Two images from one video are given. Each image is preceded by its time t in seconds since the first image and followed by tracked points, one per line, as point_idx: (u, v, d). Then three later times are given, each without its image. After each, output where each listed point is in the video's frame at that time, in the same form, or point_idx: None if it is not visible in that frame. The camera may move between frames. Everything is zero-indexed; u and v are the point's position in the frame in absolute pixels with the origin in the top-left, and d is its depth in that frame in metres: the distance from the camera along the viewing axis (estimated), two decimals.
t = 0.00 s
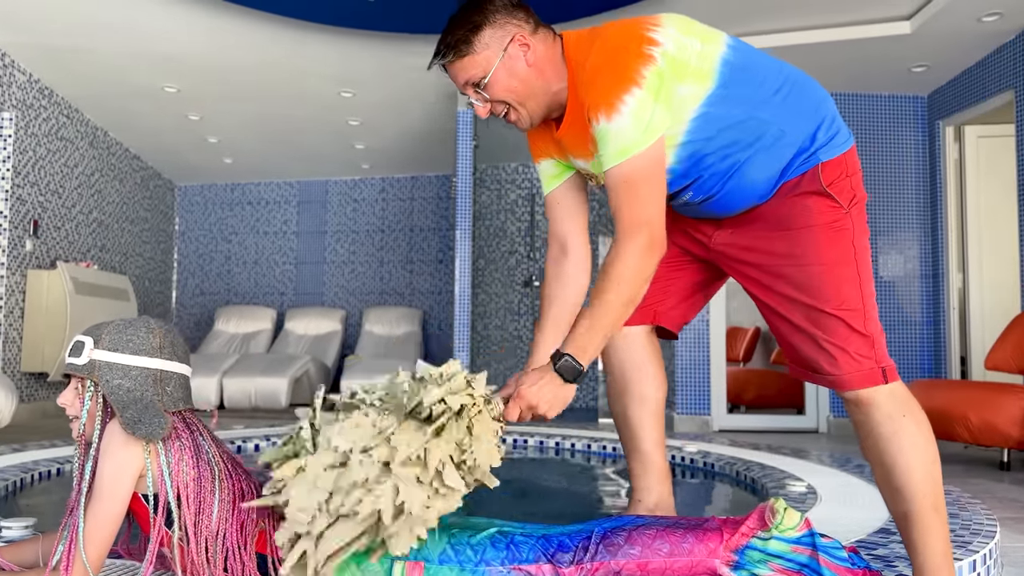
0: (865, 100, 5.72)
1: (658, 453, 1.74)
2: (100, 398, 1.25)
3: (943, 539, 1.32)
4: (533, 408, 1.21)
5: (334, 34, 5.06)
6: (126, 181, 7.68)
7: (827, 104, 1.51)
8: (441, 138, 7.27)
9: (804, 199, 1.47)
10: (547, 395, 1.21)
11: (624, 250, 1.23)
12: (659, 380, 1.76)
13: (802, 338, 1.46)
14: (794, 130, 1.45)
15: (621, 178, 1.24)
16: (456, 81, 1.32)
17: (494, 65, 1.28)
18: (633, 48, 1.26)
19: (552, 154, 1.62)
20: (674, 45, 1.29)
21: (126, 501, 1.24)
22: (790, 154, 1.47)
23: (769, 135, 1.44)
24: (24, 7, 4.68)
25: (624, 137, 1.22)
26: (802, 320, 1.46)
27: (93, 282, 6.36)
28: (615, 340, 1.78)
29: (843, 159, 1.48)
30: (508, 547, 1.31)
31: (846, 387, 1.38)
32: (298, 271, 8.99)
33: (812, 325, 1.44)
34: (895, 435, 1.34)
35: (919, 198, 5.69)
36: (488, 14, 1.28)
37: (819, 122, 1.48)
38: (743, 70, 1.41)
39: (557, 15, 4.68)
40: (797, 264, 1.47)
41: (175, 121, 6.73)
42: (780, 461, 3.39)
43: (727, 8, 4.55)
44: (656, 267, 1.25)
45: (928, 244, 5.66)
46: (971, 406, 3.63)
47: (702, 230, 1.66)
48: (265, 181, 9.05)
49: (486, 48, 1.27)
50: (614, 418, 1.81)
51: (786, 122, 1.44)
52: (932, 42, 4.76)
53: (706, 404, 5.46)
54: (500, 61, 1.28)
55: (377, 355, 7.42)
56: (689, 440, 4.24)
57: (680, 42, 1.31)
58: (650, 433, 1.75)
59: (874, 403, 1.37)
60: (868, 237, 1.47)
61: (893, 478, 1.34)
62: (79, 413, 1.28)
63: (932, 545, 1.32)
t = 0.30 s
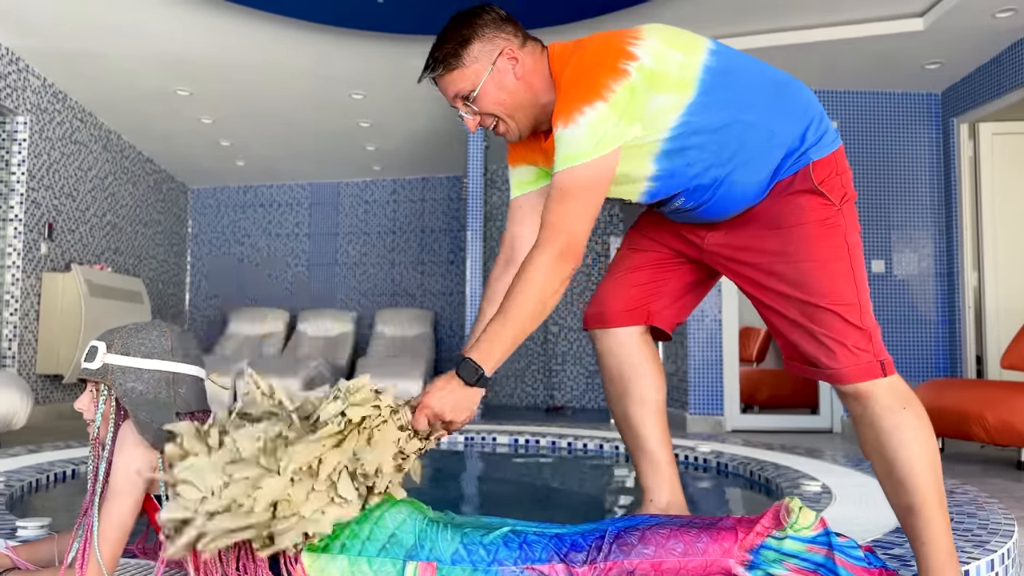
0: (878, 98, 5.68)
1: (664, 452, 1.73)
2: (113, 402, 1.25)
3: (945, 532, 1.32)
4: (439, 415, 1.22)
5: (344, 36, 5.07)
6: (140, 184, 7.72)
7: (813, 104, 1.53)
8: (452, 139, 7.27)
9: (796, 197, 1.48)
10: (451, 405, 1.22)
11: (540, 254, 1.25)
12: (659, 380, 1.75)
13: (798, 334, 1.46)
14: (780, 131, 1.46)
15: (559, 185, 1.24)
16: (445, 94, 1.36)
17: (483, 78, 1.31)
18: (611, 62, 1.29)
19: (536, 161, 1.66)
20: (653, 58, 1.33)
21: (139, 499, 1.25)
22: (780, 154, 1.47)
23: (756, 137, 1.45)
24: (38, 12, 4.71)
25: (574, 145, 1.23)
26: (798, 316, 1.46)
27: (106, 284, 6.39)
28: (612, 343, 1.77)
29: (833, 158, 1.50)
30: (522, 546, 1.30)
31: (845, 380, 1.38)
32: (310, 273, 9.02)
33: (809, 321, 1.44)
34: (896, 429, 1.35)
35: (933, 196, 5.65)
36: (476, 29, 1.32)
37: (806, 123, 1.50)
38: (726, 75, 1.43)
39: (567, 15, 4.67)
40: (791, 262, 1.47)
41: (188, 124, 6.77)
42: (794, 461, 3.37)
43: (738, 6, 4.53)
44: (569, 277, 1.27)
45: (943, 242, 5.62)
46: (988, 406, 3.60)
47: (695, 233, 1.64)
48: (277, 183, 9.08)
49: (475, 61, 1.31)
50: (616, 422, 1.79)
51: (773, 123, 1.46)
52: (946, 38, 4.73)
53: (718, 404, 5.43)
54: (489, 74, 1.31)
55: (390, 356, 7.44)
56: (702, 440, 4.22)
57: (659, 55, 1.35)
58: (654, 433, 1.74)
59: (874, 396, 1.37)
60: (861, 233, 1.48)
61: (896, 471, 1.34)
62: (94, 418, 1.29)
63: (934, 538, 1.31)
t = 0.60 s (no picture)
0: (892, 95, 5.64)
1: (672, 450, 1.72)
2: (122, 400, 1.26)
3: (952, 530, 1.30)
4: (420, 412, 1.22)
5: (354, 37, 5.08)
6: (154, 186, 7.77)
7: (809, 100, 1.51)
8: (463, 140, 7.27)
9: (797, 194, 1.47)
10: (439, 406, 1.23)
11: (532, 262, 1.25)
12: (662, 379, 1.74)
13: (805, 332, 1.45)
14: (779, 131, 1.44)
15: (553, 194, 1.25)
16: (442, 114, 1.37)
17: (476, 99, 1.32)
18: (597, 72, 1.28)
19: (529, 172, 1.66)
20: (642, 66, 1.32)
21: (147, 499, 1.24)
22: (779, 155, 1.46)
23: (754, 138, 1.43)
24: (51, 16, 4.74)
25: (565, 154, 1.24)
26: (802, 312, 1.46)
27: (121, 286, 6.43)
28: (613, 343, 1.77)
29: (833, 155, 1.49)
30: (531, 546, 1.29)
31: (849, 376, 1.38)
32: (323, 274, 9.05)
33: (812, 318, 1.44)
34: (901, 424, 1.34)
35: (947, 193, 5.60)
36: (468, 50, 1.32)
37: (803, 121, 1.48)
38: (720, 78, 1.42)
39: (577, 14, 4.66)
40: (795, 258, 1.46)
41: (201, 127, 6.80)
42: (808, 460, 3.34)
43: (750, 3, 4.50)
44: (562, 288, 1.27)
45: (958, 240, 5.57)
46: (1005, 405, 3.57)
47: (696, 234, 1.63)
48: (290, 185, 9.11)
49: (468, 83, 1.31)
50: (621, 421, 1.79)
51: (770, 123, 1.44)
52: (961, 34, 4.68)
53: (732, 403, 5.40)
54: (482, 95, 1.32)
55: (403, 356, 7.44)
56: (715, 440, 4.19)
57: (648, 62, 1.33)
58: (661, 432, 1.73)
59: (879, 392, 1.36)
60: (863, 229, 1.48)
61: (903, 466, 1.33)
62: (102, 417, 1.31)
63: (940, 536, 1.30)
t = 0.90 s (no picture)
0: (905, 93, 5.59)
1: (680, 454, 1.71)
2: (126, 404, 1.27)
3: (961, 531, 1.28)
4: (441, 409, 1.25)
5: (365, 39, 5.09)
6: (168, 189, 7.81)
7: (814, 98, 1.50)
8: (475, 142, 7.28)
9: (801, 193, 1.46)
10: (456, 401, 1.26)
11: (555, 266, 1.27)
12: (669, 383, 1.74)
13: (809, 332, 1.44)
14: (782, 129, 1.44)
15: (567, 198, 1.26)
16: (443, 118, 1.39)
17: (476, 103, 1.34)
18: (597, 70, 1.29)
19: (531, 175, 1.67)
20: (643, 62, 1.33)
21: (153, 504, 1.25)
22: (782, 153, 1.46)
23: (756, 135, 1.43)
24: (65, 21, 4.78)
25: (574, 157, 1.25)
26: (807, 312, 1.44)
27: (134, 289, 6.48)
28: (621, 346, 1.76)
29: (837, 153, 1.48)
30: (536, 551, 1.29)
31: (857, 377, 1.36)
32: (335, 276, 9.07)
33: (818, 318, 1.42)
34: (909, 424, 1.32)
35: (962, 192, 5.55)
36: (468, 53, 1.33)
37: (808, 119, 1.47)
38: (722, 76, 1.42)
39: (587, 15, 4.65)
40: (800, 258, 1.45)
41: (214, 130, 6.83)
42: (820, 462, 3.32)
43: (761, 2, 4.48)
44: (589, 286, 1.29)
45: (973, 238, 5.53)
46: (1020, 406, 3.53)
47: (703, 236, 1.63)
48: (302, 188, 9.15)
49: (467, 87, 1.33)
50: (628, 425, 1.78)
51: (774, 120, 1.44)
52: (976, 31, 4.64)
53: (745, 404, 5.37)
54: (482, 98, 1.34)
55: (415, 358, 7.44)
56: (728, 441, 4.18)
57: (649, 58, 1.34)
58: (668, 435, 1.73)
59: (888, 392, 1.34)
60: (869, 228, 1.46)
61: (910, 468, 1.32)
62: (107, 420, 1.31)
63: (949, 537, 1.27)
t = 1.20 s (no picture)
0: (917, 89, 5.55)
1: (690, 452, 1.70)
2: (136, 401, 1.26)
3: (974, 531, 1.27)
4: (481, 400, 1.26)
5: (375, 39, 5.10)
6: (180, 190, 7.86)
7: (832, 91, 1.49)
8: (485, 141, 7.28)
9: (817, 186, 1.44)
10: (494, 392, 1.26)
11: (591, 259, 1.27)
12: (681, 378, 1.73)
13: (822, 327, 1.43)
14: (798, 120, 1.42)
15: (596, 192, 1.26)
16: (458, 107, 1.37)
17: (493, 90, 1.32)
18: (616, 59, 1.28)
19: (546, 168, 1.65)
20: (662, 51, 1.33)
21: (161, 500, 1.26)
22: (798, 146, 1.44)
23: (772, 126, 1.41)
24: (77, 23, 4.81)
25: (599, 151, 1.25)
26: (821, 307, 1.43)
27: (147, 289, 6.52)
28: (634, 341, 1.75)
29: (855, 146, 1.46)
30: (543, 548, 1.29)
31: (871, 373, 1.35)
32: (347, 275, 9.09)
33: (832, 313, 1.41)
34: (922, 422, 1.31)
35: (977, 188, 5.50)
36: (485, 40, 1.32)
37: (825, 112, 1.46)
38: (739, 67, 1.41)
39: (598, 12, 4.65)
40: (815, 252, 1.44)
41: (226, 130, 6.86)
42: (832, 460, 3.30)
43: None
44: (622, 282, 1.30)
45: (987, 235, 5.48)
46: None
47: (715, 231, 1.62)
48: (314, 188, 9.18)
49: (484, 74, 1.31)
50: (639, 422, 1.77)
51: (791, 112, 1.42)
52: (990, 26, 4.60)
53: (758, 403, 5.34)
54: (499, 85, 1.32)
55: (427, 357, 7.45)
56: (739, 440, 4.16)
57: (667, 49, 1.34)
58: (678, 432, 1.72)
59: (902, 388, 1.33)
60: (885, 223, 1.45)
61: (923, 466, 1.30)
62: (114, 417, 1.31)
63: (962, 537, 1.26)
